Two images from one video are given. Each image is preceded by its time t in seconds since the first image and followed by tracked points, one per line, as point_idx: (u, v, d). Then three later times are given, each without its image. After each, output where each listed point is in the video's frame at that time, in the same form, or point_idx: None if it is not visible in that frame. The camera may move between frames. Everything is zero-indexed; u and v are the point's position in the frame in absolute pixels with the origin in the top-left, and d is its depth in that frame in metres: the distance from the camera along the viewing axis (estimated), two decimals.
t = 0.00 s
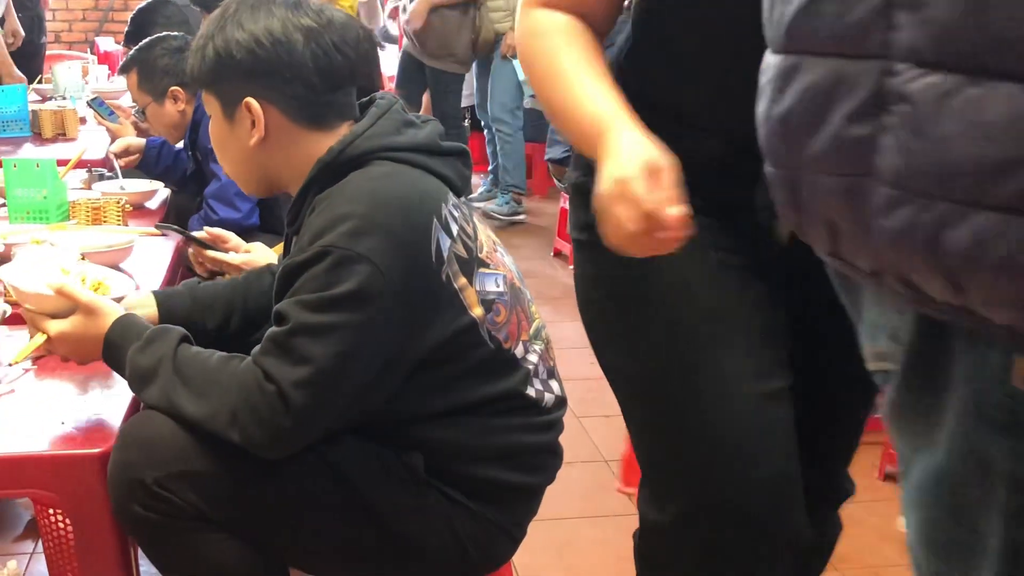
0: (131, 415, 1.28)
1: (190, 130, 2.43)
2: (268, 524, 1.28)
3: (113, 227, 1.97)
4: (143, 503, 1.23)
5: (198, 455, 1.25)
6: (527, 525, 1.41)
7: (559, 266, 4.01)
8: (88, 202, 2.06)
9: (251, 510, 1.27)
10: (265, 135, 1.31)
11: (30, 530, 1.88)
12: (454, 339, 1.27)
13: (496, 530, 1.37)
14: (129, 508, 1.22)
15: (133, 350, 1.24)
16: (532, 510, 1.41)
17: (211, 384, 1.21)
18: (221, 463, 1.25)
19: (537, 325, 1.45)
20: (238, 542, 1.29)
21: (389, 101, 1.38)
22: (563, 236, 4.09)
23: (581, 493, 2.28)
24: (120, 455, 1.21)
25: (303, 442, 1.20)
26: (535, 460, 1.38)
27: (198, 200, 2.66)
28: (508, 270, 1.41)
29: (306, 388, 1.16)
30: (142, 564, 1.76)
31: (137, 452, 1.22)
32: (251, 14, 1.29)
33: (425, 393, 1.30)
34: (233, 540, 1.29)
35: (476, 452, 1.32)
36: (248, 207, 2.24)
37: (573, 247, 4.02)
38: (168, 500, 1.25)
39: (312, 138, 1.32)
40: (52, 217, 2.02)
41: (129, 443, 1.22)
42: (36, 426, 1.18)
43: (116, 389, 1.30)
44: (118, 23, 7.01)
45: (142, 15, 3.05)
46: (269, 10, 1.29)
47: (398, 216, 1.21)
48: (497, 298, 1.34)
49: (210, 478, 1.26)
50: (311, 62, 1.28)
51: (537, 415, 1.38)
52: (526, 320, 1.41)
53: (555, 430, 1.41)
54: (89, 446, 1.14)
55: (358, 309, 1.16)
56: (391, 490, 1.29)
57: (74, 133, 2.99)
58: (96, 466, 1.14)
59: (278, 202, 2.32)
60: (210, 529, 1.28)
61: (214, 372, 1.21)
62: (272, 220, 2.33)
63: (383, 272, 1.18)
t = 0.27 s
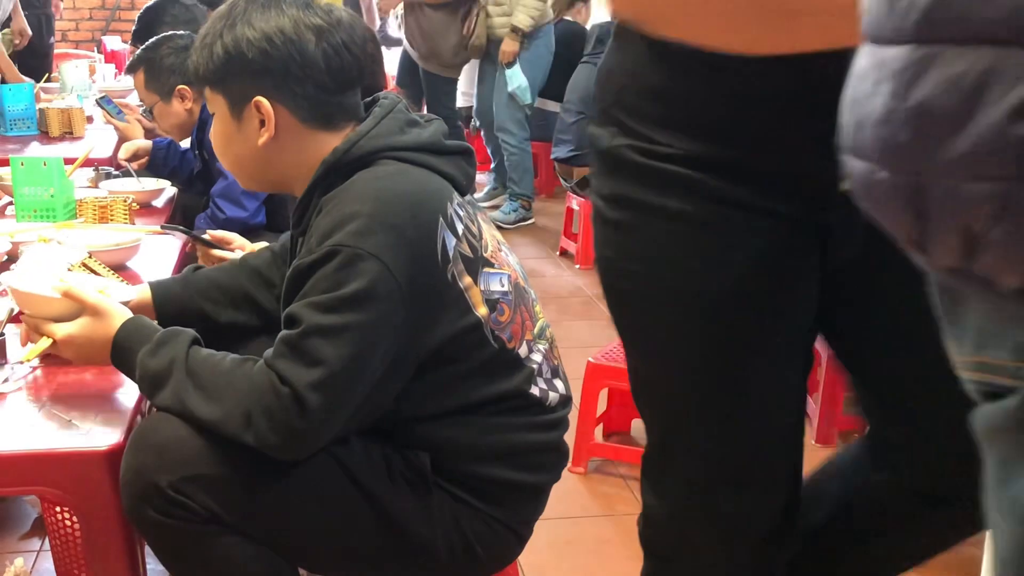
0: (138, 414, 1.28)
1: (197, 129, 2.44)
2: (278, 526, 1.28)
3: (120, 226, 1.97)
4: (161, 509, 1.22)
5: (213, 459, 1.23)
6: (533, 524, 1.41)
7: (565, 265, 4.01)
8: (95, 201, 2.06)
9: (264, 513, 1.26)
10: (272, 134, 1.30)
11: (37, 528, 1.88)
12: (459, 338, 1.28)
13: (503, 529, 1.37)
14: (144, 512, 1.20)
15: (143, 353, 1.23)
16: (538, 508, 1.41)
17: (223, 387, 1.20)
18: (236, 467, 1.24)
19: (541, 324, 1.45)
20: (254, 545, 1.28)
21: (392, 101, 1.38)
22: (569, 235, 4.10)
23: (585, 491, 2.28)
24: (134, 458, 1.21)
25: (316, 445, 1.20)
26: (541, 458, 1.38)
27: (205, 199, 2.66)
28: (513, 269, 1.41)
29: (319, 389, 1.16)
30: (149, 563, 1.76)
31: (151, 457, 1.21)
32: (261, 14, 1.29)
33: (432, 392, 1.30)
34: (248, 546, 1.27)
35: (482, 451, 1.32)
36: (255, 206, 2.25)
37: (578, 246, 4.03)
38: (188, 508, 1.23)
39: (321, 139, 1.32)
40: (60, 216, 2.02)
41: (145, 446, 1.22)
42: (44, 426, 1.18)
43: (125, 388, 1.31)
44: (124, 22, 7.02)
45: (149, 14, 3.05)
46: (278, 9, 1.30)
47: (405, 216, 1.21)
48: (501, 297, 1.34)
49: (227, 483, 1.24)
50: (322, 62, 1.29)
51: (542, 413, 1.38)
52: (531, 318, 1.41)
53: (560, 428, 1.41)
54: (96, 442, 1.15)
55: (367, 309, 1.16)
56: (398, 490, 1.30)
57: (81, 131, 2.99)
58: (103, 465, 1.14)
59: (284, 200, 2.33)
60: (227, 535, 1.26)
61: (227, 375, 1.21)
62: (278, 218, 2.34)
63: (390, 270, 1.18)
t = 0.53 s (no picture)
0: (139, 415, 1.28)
1: (199, 130, 2.44)
2: (283, 529, 1.28)
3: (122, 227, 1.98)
4: (162, 510, 1.23)
5: (213, 460, 1.24)
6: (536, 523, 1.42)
7: (568, 265, 4.01)
8: (97, 202, 2.07)
9: (265, 514, 1.27)
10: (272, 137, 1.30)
11: (39, 530, 1.89)
12: (459, 337, 1.28)
13: (505, 530, 1.38)
14: (144, 513, 1.21)
15: (144, 354, 1.24)
16: (539, 508, 1.41)
17: (224, 388, 1.20)
18: (236, 467, 1.25)
19: (542, 322, 1.45)
20: (256, 546, 1.28)
21: (390, 102, 1.38)
22: (571, 236, 4.11)
23: (587, 492, 2.29)
24: (136, 459, 1.22)
25: (319, 446, 1.20)
26: (541, 457, 1.38)
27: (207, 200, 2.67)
28: (512, 268, 1.41)
29: (320, 391, 1.16)
30: (152, 564, 1.76)
31: (154, 459, 1.22)
32: (261, 16, 1.29)
33: (431, 393, 1.30)
34: (250, 546, 1.28)
35: (481, 450, 1.33)
36: (256, 207, 2.25)
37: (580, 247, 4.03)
38: (188, 508, 1.24)
39: (322, 141, 1.32)
40: (62, 216, 2.03)
41: (147, 446, 1.23)
42: (47, 426, 1.19)
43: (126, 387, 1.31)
44: (127, 23, 7.03)
45: (150, 16, 3.06)
46: (278, 12, 1.30)
47: (404, 215, 1.22)
48: (501, 296, 1.35)
49: (227, 483, 1.25)
50: (323, 63, 1.30)
51: (543, 412, 1.39)
52: (530, 317, 1.41)
53: (561, 427, 1.42)
54: (98, 444, 1.15)
55: (366, 309, 1.17)
56: (399, 489, 1.30)
57: (83, 132, 3.00)
58: (105, 467, 1.15)
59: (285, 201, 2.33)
60: (229, 536, 1.26)
61: (227, 377, 1.21)
62: (279, 219, 2.34)
63: (388, 270, 1.18)
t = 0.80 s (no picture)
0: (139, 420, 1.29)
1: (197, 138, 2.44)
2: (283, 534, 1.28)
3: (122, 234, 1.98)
4: (161, 514, 1.23)
5: (212, 466, 1.24)
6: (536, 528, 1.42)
7: (569, 270, 4.01)
8: (97, 208, 2.07)
9: (265, 520, 1.27)
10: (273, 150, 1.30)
11: (40, 536, 1.89)
12: (458, 343, 1.28)
13: (506, 535, 1.38)
14: (143, 518, 1.22)
15: (144, 359, 1.24)
16: (540, 512, 1.42)
17: (223, 395, 1.21)
18: (235, 472, 1.25)
19: (541, 328, 1.45)
20: (256, 552, 1.28)
21: (387, 109, 1.39)
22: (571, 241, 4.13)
23: (587, 497, 2.29)
24: (136, 465, 1.22)
25: (318, 452, 1.21)
26: (542, 462, 1.38)
27: (207, 206, 2.67)
28: (511, 273, 1.41)
29: (320, 397, 1.17)
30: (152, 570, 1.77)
31: (153, 465, 1.23)
32: (253, 30, 1.28)
33: (430, 398, 1.31)
34: (250, 551, 1.28)
35: (481, 455, 1.33)
36: (256, 213, 2.25)
37: (581, 252, 4.04)
38: (187, 513, 1.24)
39: (320, 149, 1.33)
40: (62, 223, 2.03)
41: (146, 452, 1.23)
42: (49, 433, 1.19)
43: (125, 394, 1.31)
44: (127, 30, 7.04)
45: (150, 23, 3.06)
46: (270, 26, 1.29)
47: (403, 221, 1.22)
48: (499, 301, 1.35)
49: (227, 489, 1.25)
50: (320, 73, 1.29)
51: (543, 417, 1.39)
52: (530, 323, 1.42)
53: (560, 432, 1.42)
54: (98, 451, 1.15)
55: (364, 315, 1.17)
56: (399, 495, 1.31)
57: (83, 139, 3.01)
58: (105, 474, 1.15)
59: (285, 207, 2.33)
60: (228, 541, 1.26)
61: (227, 383, 1.21)
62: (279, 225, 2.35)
63: (386, 276, 1.19)
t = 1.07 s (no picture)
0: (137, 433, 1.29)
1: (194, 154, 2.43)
2: (280, 549, 1.28)
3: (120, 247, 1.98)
4: (157, 528, 1.23)
5: (210, 480, 1.24)
6: (534, 542, 1.42)
7: (566, 283, 4.02)
8: (96, 221, 2.07)
9: (262, 535, 1.27)
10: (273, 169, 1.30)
11: (38, 550, 1.89)
12: (456, 357, 1.28)
13: (504, 549, 1.38)
14: (141, 533, 1.22)
15: (144, 373, 1.24)
16: (538, 526, 1.42)
17: (221, 409, 1.21)
18: (233, 487, 1.25)
19: (539, 341, 1.45)
20: (254, 567, 1.28)
21: (384, 124, 1.39)
22: (569, 252, 4.15)
23: (585, 509, 2.29)
24: (135, 482, 1.22)
25: (316, 467, 1.21)
26: (540, 476, 1.39)
27: (204, 219, 2.67)
28: (509, 287, 1.42)
29: (319, 411, 1.17)
30: None
31: (151, 479, 1.22)
32: (249, 49, 1.27)
33: (428, 412, 1.31)
34: (247, 566, 1.28)
35: (479, 469, 1.33)
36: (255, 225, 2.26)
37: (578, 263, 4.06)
38: (184, 527, 1.25)
39: (319, 165, 1.33)
40: (60, 236, 2.03)
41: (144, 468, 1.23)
42: (52, 450, 1.19)
43: (122, 410, 1.31)
44: (126, 42, 7.07)
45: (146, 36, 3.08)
46: (266, 45, 1.28)
47: (401, 235, 1.22)
48: (498, 315, 1.35)
49: (224, 503, 1.25)
50: (318, 90, 1.29)
51: (541, 431, 1.39)
52: (528, 336, 1.42)
53: (559, 446, 1.42)
54: (96, 466, 1.15)
55: (362, 330, 1.17)
56: (397, 511, 1.31)
57: (82, 152, 3.01)
58: (103, 489, 1.15)
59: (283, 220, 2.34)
60: (225, 555, 1.27)
61: (225, 398, 1.21)
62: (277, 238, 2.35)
63: (386, 290, 1.19)
